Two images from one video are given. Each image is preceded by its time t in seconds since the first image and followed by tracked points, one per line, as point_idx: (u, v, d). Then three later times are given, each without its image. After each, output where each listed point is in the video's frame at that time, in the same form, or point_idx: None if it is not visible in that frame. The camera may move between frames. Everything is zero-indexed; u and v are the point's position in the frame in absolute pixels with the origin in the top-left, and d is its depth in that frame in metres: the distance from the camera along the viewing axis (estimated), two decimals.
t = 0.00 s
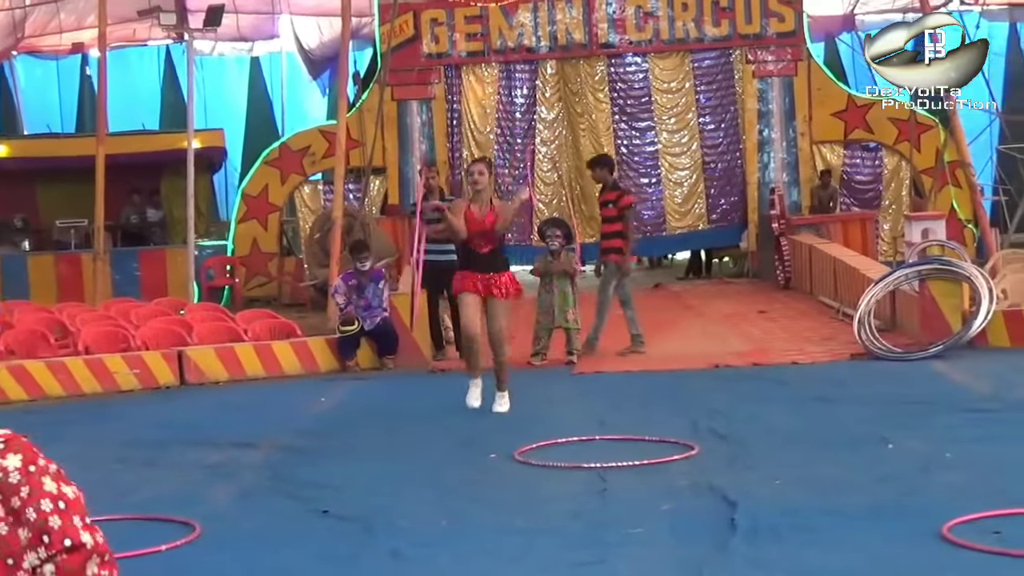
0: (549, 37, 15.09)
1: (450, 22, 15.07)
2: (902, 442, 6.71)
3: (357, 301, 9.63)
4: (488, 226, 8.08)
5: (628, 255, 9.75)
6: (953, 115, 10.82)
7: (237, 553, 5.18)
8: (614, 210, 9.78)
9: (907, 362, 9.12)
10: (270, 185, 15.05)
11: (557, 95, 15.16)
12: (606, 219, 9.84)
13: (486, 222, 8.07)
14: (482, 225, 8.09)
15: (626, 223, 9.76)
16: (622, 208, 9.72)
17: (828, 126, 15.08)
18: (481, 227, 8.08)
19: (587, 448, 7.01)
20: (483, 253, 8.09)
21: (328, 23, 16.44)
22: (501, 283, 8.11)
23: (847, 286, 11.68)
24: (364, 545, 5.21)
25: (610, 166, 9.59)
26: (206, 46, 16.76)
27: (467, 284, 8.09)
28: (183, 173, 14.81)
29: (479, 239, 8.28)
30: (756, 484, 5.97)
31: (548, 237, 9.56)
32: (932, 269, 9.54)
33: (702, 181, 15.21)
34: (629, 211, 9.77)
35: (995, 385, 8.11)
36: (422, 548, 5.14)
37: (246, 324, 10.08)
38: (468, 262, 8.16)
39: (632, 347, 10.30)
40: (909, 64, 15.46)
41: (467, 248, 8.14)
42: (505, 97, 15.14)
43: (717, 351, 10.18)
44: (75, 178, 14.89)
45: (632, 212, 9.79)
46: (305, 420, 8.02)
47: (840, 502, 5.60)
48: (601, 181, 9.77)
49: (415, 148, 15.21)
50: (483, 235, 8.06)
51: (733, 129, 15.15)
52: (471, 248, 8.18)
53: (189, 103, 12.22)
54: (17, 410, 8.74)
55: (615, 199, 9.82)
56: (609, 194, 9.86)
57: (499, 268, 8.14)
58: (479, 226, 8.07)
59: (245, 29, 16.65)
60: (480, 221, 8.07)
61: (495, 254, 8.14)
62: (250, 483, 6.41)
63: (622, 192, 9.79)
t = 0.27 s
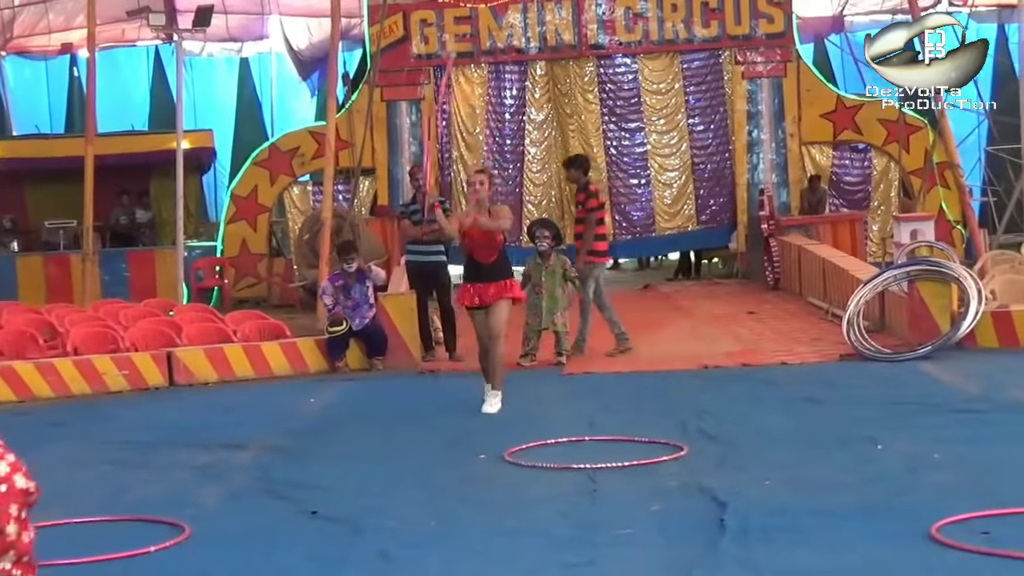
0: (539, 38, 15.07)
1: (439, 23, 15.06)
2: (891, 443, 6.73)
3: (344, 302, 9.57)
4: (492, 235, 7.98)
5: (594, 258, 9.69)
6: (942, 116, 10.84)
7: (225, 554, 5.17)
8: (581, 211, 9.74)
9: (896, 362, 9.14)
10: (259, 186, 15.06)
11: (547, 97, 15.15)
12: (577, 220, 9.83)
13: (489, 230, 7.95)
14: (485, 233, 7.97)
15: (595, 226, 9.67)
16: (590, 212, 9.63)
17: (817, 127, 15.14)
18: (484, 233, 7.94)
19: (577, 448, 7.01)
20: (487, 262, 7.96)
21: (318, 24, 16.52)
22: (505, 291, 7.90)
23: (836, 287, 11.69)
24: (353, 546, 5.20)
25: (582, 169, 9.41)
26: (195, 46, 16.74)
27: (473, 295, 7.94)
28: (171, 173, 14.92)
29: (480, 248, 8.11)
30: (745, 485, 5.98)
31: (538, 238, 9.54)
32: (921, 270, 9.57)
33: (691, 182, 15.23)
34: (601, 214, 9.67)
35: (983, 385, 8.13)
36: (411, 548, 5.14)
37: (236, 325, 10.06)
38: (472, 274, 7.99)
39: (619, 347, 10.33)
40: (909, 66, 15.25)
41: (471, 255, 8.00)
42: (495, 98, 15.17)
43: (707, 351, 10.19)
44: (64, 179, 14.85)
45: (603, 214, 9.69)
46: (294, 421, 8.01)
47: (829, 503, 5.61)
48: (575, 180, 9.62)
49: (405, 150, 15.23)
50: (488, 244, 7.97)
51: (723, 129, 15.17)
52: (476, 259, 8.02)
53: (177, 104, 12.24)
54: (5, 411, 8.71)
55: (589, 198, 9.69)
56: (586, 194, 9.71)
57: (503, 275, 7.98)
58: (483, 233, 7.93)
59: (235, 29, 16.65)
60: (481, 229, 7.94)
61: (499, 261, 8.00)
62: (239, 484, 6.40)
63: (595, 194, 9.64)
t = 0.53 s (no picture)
0: (531, 39, 15.08)
1: (432, 23, 15.05)
2: (884, 443, 6.74)
3: (337, 303, 9.62)
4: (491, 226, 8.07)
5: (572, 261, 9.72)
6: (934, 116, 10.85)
7: (218, 555, 5.16)
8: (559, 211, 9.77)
9: (889, 363, 9.15)
10: (252, 187, 15.04)
11: (540, 97, 15.18)
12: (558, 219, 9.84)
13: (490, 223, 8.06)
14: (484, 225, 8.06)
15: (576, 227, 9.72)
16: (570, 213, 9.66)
17: (810, 127, 15.17)
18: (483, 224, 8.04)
19: (570, 449, 7.01)
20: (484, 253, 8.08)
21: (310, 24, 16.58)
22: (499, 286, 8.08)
23: (829, 287, 11.71)
24: (347, 547, 5.20)
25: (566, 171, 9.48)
26: (187, 47, 16.66)
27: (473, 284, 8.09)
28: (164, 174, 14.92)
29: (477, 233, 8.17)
30: (738, 486, 5.98)
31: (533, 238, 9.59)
32: (914, 270, 9.59)
33: (684, 183, 15.24)
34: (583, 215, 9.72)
35: (976, 385, 8.15)
36: (404, 549, 5.13)
37: (229, 326, 10.05)
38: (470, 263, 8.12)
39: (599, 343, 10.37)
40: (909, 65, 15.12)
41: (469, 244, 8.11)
42: (487, 99, 15.14)
43: (700, 352, 10.20)
44: (56, 179, 14.82)
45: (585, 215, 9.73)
46: (287, 422, 8.00)
47: (822, 503, 5.62)
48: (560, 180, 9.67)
49: (397, 150, 15.23)
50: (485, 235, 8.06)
51: (715, 130, 15.19)
52: (473, 247, 8.12)
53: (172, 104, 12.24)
54: None
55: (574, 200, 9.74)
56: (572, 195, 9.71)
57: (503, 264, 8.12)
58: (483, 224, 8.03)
59: (227, 30, 16.59)
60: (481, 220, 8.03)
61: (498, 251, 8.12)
62: (232, 486, 6.39)
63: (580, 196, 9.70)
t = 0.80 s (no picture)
0: (528, 39, 15.07)
1: (429, 24, 15.06)
2: (881, 444, 6.74)
3: (335, 304, 9.61)
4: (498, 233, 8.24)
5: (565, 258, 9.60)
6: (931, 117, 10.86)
7: (215, 556, 5.16)
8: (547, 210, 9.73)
9: (886, 363, 9.15)
10: (249, 188, 15.05)
11: (537, 98, 15.17)
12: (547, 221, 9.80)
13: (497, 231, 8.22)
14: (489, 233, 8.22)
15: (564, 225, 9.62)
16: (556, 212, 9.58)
17: (807, 128, 15.16)
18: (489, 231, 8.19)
19: (567, 450, 7.01)
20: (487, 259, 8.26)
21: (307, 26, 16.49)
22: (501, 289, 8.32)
23: (826, 288, 11.72)
24: (343, 548, 5.19)
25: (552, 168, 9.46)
26: (184, 48, 16.63)
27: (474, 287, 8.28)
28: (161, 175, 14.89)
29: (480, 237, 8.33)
30: (735, 486, 5.98)
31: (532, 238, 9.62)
32: (910, 271, 9.59)
33: (681, 184, 15.24)
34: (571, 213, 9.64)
35: (973, 386, 8.16)
36: (401, 550, 5.13)
37: (226, 327, 10.04)
38: (473, 265, 8.31)
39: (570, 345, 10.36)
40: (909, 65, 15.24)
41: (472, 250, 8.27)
42: (485, 100, 15.17)
43: (697, 353, 10.19)
44: (53, 180, 14.81)
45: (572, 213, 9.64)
46: (285, 423, 8.00)
47: (819, 504, 5.62)
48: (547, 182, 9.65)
49: (395, 151, 15.21)
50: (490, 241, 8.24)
51: (712, 131, 15.18)
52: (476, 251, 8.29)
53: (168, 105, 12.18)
54: None
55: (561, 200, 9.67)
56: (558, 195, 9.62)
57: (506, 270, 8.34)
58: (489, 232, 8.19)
59: (224, 31, 16.58)
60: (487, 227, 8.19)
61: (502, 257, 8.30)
62: (229, 487, 6.38)
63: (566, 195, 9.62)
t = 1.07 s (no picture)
0: (521, 42, 15.07)
1: (422, 26, 15.06)
2: (874, 446, 6.75)
3: (328, 306, 9.59)
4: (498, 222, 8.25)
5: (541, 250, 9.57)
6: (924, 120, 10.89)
7: (208, 558, 5.15)
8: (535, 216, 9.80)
9: (879, 365, 9.17)
10: (242, 190, 14.99)
11: (530, 100, 15.16)
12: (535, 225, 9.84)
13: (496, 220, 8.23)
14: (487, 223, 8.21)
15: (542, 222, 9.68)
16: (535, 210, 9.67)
17: (799, 129, 15.24)
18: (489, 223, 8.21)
19: (560, 452, 7.01)
20: (490, 250, 8.22)
21: (300, 27, 16.75)
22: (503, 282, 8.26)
23: (819, 291, 11.74)
24: (337, 550, 5.19)
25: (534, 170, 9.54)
26: (177, 50, 16.72)
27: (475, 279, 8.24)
28: (154, 178, 14.86)
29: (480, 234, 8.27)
30: (728, 488, 5.99)
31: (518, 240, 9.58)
32: (903, 273, 9.60)
33: (674, 186, 15.24)
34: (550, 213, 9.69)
35: (966, 388, 8.18)
36: (394, 552, 5.13)
37: (219, 329, 10.03)
38: (472, 258, 8.27)
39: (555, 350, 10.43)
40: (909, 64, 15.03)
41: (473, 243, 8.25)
42: (477, 102, 15.14)
43: (690, 355, 10.21)
44: (46, 182, 14.78)
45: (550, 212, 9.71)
46: (277, 425, 8.00)
47: (812, 505, 5.63)
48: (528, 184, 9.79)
49: (388, 153, 15.22)
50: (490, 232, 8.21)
51: (705, 134, 15.19)
52: (475, 246, 8.26)
53: (161, 107, 12.15)
54: None
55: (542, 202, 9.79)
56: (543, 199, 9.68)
57: (506, 261, 8.29)
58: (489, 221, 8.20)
59: (218, 33, 16.81)
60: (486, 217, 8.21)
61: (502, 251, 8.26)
62: (222, 489, 6.37)
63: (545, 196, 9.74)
